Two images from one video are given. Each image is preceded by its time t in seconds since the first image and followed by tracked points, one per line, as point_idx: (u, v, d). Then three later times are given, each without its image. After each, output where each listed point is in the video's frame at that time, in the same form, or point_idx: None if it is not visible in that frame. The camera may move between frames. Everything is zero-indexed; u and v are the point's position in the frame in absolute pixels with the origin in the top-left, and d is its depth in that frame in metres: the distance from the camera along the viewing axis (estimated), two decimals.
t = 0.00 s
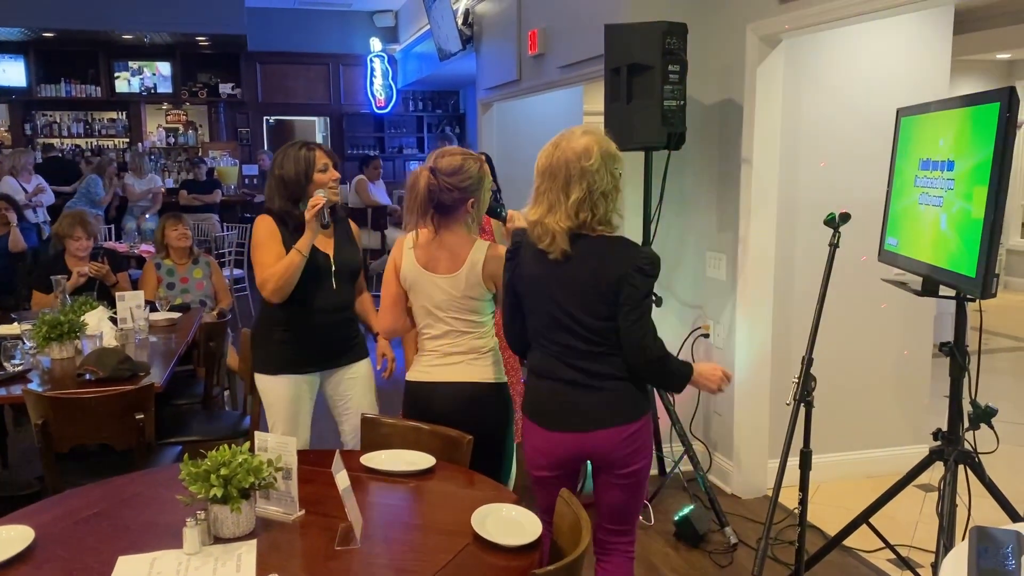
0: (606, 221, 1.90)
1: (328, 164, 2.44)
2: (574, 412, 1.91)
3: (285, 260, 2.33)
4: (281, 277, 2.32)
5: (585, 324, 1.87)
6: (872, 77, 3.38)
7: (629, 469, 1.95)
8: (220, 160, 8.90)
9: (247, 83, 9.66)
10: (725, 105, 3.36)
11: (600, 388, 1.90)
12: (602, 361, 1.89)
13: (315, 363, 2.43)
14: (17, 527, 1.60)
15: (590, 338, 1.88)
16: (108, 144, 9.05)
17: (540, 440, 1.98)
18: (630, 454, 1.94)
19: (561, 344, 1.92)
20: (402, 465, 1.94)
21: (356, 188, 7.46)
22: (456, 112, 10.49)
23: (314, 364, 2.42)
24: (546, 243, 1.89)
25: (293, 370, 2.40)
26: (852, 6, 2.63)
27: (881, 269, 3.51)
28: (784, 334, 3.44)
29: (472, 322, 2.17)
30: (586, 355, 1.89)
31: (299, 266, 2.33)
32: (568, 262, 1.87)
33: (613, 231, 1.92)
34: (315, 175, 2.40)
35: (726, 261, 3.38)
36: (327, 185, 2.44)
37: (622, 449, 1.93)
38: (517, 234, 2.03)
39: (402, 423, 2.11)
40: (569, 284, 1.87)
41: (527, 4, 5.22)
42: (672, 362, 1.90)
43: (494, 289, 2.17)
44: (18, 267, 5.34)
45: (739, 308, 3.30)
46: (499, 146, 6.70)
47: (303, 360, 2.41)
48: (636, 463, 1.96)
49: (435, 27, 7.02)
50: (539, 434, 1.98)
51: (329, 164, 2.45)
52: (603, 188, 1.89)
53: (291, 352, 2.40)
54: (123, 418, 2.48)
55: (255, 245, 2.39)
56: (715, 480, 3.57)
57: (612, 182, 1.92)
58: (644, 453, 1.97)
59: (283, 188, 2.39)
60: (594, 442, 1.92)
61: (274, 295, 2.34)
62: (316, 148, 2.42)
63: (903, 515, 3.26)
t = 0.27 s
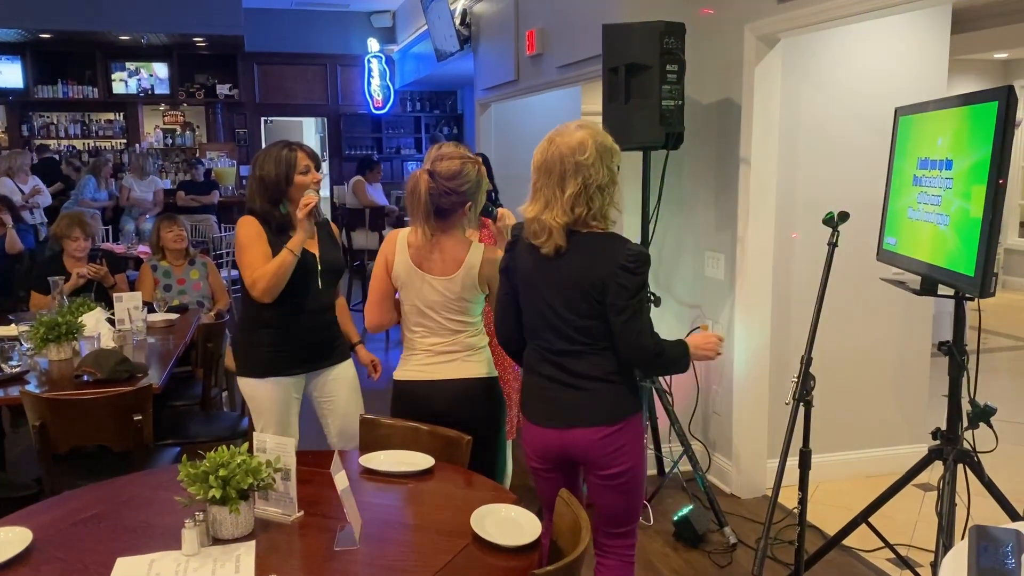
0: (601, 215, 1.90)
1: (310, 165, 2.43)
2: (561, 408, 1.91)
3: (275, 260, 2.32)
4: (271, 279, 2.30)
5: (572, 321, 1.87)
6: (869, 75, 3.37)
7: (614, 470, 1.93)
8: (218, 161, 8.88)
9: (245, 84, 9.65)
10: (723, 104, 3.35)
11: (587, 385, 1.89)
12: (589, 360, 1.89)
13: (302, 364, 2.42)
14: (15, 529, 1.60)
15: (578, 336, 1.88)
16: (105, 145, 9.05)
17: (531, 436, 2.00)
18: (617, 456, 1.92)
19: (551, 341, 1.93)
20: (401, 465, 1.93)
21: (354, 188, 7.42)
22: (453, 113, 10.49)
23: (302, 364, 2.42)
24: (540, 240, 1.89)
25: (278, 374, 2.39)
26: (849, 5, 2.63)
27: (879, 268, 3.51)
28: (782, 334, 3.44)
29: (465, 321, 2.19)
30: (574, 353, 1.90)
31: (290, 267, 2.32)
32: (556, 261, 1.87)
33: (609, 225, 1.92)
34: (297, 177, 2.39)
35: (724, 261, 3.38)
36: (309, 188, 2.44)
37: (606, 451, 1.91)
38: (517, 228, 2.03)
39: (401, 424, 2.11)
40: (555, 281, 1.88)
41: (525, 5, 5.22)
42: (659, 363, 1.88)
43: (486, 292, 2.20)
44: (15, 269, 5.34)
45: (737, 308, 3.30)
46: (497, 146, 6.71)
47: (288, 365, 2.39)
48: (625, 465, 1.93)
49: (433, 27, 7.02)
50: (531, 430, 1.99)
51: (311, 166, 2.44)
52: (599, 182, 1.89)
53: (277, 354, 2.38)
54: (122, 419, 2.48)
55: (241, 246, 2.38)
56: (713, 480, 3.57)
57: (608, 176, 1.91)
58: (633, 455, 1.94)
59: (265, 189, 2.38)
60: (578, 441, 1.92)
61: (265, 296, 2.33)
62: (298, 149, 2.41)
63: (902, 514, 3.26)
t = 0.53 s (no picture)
0: (591, 225, 1.90)
1: (300, 171, 2.43)
2: (544, 417, 1.91)
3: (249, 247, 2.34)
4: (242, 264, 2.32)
5: (558, 329, 1.87)
6: (867, 75, 3.38)
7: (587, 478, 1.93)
8: (216, 161, 8.88)
9: (243, 84, 9.64)
10: (721, 103, 3.36)
11: (568, 397, 1.89)
12: (572, 370, 1.89)
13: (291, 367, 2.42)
14: (14, 528, 1.59)
15: (563, 345, 1.88)
16: (103, 145, 9.03)
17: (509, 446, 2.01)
18: (586, 465, 1.92)
19: (535, 350, 1.93)
20: (400, 464, 1.93)
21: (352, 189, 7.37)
22: (451, 113, 10.49)
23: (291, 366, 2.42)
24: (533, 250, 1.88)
25: (271, 375, 2.39)
26: (847, 3, 2.64)
27: (877, 267, 3.52)
28: (781, 332, 3.45)
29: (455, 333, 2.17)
30: (558, 362, 1.90)
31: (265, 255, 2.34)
32: (544, 270, 1.87)
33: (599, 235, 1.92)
34: (285, 181, 2.39)
35: (723, 259, 3.38)
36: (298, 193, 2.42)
37: (576, 461, 1.91)
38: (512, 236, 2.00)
39: (400, 422, 2.11)
40: (543, 288, 1.88)
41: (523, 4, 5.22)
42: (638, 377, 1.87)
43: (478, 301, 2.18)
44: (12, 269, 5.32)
45: (736, 306, 3.30)
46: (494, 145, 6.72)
47: (281, 366, 2.40)
48: (599, 471, 1.93)
49: (430, 26, 7.02)
50: (511, 437, 2.00)
51: (301, 172, 2.43)
52: (588, 191, 1.89)
53: (262, 357, 2.38)
54: (120, 419, 2.47)
55: (224, 243, 2.41)
56: (713, 479, 3.57)
57: (598, 186, 1.92)
58: (607, 462, 1.94)
59: (253, 192, 2.41)
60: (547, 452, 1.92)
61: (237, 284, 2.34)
62: (288, 154, 2.41)
63: (900, 513, 3.27)
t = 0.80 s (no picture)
0: (587, 219, 1.90)
1: (308, 164, 2.46)
2: (551, 413, 1.92)
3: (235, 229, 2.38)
4: (223, 241, 2.36)
5: (560, 324, 1.87)
6: (864, 75, 3.38)
7: (604, 472, 1.93)
8: (214, 162, 8.88)
9: (241, 84, 9.64)
10: (718, 104, 3.36)
11: (574, 390, 1.89)
12: (577, 363, 1.89)
13: (288, 365, 2.42)
14: (11, 532, 1.60)
15: (565, 338, 1.88)
16: (101, 146, 9.03)
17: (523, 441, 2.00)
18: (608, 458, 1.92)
19: (539, 345, 1.93)
20: (398, 467, 1.93)
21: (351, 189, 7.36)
22: (450, 113, 10.48)
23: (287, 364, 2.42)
24: (529, 246, 1.90)
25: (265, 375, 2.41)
26: (843, 6, 2.64)
27: (874, 268, 3.52)
28: (779, 333, 3.45)
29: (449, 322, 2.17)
30: (562, 355, 1.90)
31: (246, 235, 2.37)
32: (545, 264, 1.88)
33: (595, 229, 1.92)
34: (290, 172, 2.41)
35: (720, 261, 3.38)
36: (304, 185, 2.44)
37: (593, 454, 1.91)
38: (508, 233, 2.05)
39: (396, 425, 2.11)
40: (545, 284, 1.88)
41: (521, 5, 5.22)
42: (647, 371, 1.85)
43: (461, 293, 2.15)
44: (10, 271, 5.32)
45: (733, 308, 3.31)
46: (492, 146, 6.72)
47: (275, 368, 2.41)
48: (615, 467, 1.93)
49: (428, 27, 7.01)
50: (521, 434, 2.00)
51: (309, 165, 2.46)
52: (585, 183, 1.88)
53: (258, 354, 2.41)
54: (118, 421, 2.47)
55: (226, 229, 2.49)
56: (710, 480, 3.57)
57: (594, 178, 1.91)
58: (624, 457, 1.94)
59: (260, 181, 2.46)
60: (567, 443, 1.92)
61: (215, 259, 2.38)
62: (297, 148, 2.44)
63: (897, 514, 3.27)
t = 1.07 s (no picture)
0: (590, 217, 1.90)
1: (322, 167, 2.45)
2: (555, 414, 1.92)
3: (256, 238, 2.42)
4: (243, 250, 2.41)
5: (563, 324, 1.88)
6: (862, 75, 3.38)
7: (604, 474, 1.92)
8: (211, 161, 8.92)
9: (239, 84, 9.63)
10: (717, 104, 3.36)
11: (577, 391, 1.90)
12: (581, 361, 1.89)
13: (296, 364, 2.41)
14: (8, 533, 1.59)
15: (567, 338, 1.88)
16: (99, 145, 9.02)
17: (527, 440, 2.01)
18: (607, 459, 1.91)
19: (544, 344, 1.94)
20: (395, 468, 1.93)
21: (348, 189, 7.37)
22: (448, 113, 10.47)
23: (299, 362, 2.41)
24: (529, 243, 1.90)
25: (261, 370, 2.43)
26: (842, 6, 2.64)
27: (872, 269, 3.52)
28: (776, 333, 3.45)
29: (447, 323, 2.16)
30: (565, 354, 1.90)
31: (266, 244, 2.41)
32: (546, 264, 1.88)
33: (598, 227, 1.92)
34: (304, 176, 2.41)
35: (718, 261, 3.38)
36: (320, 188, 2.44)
37: (592, 455, 1.91)
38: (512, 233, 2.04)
39: (394, 426, 2.11)
40: (547, 283, 1.88)
41: (519, 5, 5.22)
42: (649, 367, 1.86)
43: (453, 288, 2.11)
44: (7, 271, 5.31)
45: (731, 306, 3.31)
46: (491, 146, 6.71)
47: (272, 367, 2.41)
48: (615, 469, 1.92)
49: (426, 27, 7.01)
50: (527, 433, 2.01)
51: (324, 167, 2.45)
52: (587, 183, 1.88)
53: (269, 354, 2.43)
54: (115, 422, 2.47)
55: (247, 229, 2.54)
56: (708, 480, 3.57)
57: (597, 177, 1.91)
58: (624, 458, 1.93)
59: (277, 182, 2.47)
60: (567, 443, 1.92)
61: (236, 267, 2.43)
62: (313, 150, 2.44)
63: (894, 514, 3.27)
